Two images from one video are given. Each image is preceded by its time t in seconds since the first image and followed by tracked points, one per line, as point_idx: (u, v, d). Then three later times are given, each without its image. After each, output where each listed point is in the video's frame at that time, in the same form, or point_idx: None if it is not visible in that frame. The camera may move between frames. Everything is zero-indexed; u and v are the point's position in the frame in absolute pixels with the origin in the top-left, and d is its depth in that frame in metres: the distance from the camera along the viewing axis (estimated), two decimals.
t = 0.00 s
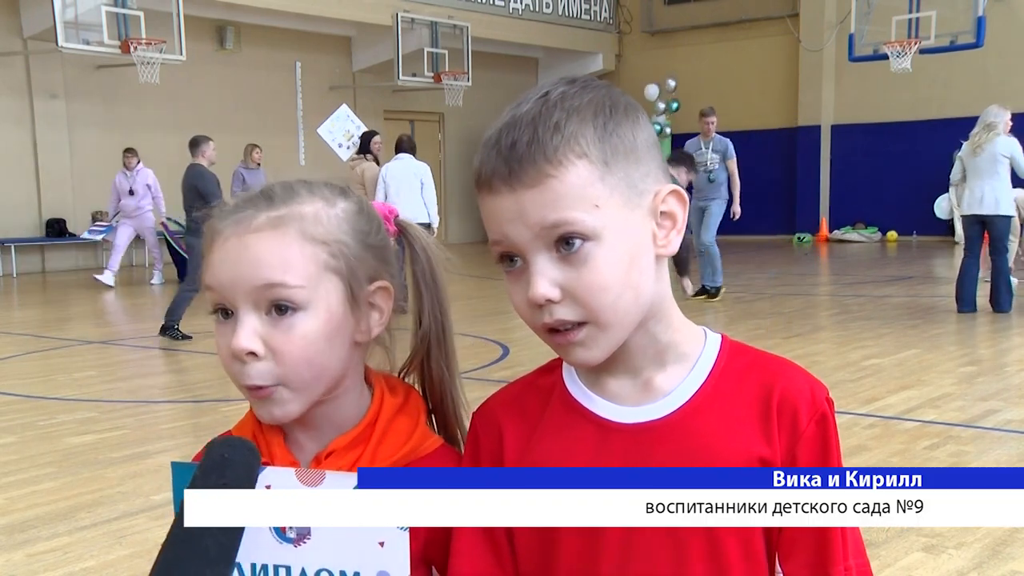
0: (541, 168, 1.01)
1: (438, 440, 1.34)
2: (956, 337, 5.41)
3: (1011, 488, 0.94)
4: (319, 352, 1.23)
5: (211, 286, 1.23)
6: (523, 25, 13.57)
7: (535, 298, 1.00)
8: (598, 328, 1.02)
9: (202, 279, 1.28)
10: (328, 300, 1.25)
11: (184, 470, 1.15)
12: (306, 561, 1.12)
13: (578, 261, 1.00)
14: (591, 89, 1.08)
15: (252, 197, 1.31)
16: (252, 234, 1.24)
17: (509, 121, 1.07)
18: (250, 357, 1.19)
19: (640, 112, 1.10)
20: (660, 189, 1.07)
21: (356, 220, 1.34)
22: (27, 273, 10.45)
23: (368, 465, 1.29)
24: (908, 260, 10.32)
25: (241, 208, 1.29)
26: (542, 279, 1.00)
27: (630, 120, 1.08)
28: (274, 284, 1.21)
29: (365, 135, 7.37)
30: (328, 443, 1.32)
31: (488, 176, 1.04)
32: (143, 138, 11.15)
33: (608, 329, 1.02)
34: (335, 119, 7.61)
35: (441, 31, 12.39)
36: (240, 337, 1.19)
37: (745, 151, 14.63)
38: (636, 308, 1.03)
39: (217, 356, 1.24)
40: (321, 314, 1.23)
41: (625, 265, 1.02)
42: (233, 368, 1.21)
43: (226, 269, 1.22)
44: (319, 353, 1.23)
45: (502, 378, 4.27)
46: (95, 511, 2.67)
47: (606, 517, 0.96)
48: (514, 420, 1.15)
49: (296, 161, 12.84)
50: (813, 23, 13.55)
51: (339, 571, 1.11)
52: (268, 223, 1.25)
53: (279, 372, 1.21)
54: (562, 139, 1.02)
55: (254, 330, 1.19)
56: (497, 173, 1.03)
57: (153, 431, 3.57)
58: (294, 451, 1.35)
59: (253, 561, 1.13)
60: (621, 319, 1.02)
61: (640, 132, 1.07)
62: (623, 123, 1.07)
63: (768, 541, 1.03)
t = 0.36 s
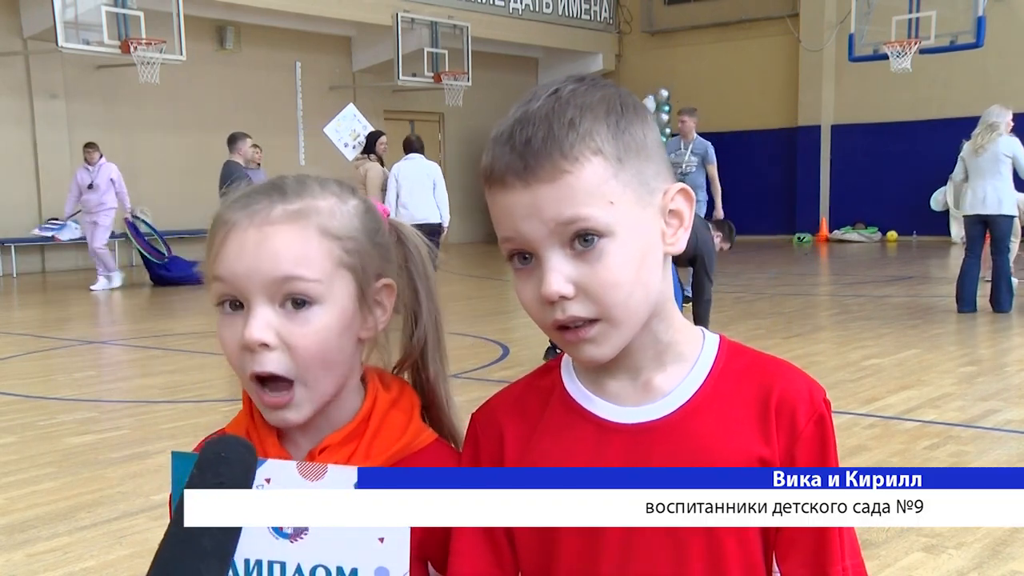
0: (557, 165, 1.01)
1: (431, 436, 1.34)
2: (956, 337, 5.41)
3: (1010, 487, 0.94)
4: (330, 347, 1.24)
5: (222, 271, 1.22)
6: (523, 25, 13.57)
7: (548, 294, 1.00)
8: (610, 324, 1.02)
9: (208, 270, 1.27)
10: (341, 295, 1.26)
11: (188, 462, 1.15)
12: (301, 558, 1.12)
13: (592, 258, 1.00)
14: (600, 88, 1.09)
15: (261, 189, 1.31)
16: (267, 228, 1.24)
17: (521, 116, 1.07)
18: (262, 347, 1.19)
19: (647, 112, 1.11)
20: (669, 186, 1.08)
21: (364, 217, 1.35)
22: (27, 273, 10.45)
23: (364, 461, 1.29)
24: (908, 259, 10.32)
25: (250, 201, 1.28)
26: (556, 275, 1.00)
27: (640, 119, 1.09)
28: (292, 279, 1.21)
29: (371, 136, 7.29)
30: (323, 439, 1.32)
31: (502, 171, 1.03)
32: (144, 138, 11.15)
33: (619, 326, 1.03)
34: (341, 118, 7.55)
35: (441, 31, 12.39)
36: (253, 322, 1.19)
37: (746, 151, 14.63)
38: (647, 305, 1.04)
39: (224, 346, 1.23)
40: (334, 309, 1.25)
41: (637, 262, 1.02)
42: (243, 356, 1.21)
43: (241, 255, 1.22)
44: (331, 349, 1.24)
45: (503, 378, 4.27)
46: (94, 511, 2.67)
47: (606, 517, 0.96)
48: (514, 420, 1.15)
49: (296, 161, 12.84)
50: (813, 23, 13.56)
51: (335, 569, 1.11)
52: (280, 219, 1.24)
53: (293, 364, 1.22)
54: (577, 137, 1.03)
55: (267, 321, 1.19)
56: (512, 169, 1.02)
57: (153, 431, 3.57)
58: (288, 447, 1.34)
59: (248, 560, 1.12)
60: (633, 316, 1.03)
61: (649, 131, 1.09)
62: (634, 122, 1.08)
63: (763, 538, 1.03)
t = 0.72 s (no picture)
0: (565, 162, 1.01)
1: (430, 432, 1.34)
2: (956, 337, 5.41)
3: (1010, 487, 0.93)
4: (335, 345, 1.24)
5: (224, 273, 1.22)
6: (523, 25, 13.56)
7: (556, 291, 1.00)
8: (617, 321, 1.02)
9: (208, 271, 1.26)
10: (344, 296, 1.26)
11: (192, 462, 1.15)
12: (300, 558, 1.12)
13: (600, 255, 1.00)
14: (602, 87, 1.10)
15: (259, 191, 1.31)
16: (268, 232, 1.23)
17: (525, 116, 1.07)
18: (265, 349, 1.18)
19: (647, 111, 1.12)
20: (671, 184, 1.09)
21: (364, 218, 1.36)
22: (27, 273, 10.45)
23: (363, 458, 1.29)
24: (908, 259, 10.32)
25: (249, 203, 1.28)
26: (565, 272, 1.00)
27: (642, 118, 1.09)
28: (296, 281, 1.21)
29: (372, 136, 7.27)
30: (323, 437, 1.32)
31: (510, 169, 1.03)
32: (144, 138, 11.16)
33: (626, 322, 1.03)
34: (344, 117, 7.61)
35: (441, 31, 12.39)
36: (255, 323, 1.19)
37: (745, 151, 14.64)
38: (653, 301, 1.04)
39: (224, 346, 1.22)
40: (338, 308, 1.25)
41: (643, 258, 1.03)
42: (245, 356, 1.20)
43: (249, 248, 1.22)
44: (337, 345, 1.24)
45: (503, 378, 4.27)
46: (94, 511, 2.67)
47: (607, 517, 0.96)
48: (514, 419, 1.15)
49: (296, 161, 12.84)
50: (813, 23, 13.56)
51: (334, 569, 1.12)
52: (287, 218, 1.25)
53: (303, 359, 1.21)
54: (584, 135, 1.03)
55: (268, 322, 1.19)
56: (520, 166, 1.02)
57: (153, 431, 3.57)
58: (287, 445, 1.34)
59: (254, 561, 1.11)
60: (639, 312, 1.03)
61: (651, 130, 1.09)
62: (637, 120, 1.08)
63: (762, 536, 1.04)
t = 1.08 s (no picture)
0: (557, 160, 1.01)
1: (434, 433, 1.34)
2: (957, 337, 5.41)
3: (1010, 487, 0.93)
4: (340, 340, 1.24)
5: (234, 261, 1.22)
6: (523, 25, 13.57)
7: (552, 289, 1.00)
8: (613, 318, 1.02)
9: (217, 263, 1.26)
10: (352, 288, 1.26)
11: (193, 463, 1.15)
12: (305, 558, 1.12)
13: (594, 252, 1.00)
14: (592, 87, 1.10)
15: (271, 182, 1.31)
16: (281, 220, 1.24)
17: (519, 115, 1.07)
18: (275, 333, 1.19)
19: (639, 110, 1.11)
20: (664, 181, 1.09)
21: (373, 212, 1.36)
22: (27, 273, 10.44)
23: (368, 459, 1.28)
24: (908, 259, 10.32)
25: (261, 192, 1.28)
26: (560, 270, 1.00)
27: (633, 116, 1.09)
28: (306, 273, 1.21)
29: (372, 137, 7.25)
30: (327, 436, 1.32)
31: (501, 170, 1.04)
32: (144, 138, 11.16)
33: (622, 319, 1.02)
34: (344, 120, 7.66)
35: (441, 31, 12.39)
36: (265, 312, 1.19)
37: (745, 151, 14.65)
38: (647, 300, 1.04)
39: (230, 339, 1.22)
40: (345, 302, 1.25)
41: (638, 254, 1.03)
42: (254, 345, 1.20)
43: (248, 252, 1.21)
44: (336, 343, 1.24)
45: (503, 378, 4.27)
46: (95, 511, 2.67)
47: (606, 516, 0.96)
48: (515, 419, 1.15)
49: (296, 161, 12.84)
50: (813, 23, 13.56)
51: (339, 570, 1.12)
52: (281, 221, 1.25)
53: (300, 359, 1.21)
54: (575, 133, 1.03)
55: (280, 310, 1.19)
56: (512, 167, 1.03)
57: (154, 431, 3.57)
58: (291, 446, 1.35)
59: (255, 560, 1.12)
60: (634, 309, 1.02)
61: (642, 127, 1.09)
62: (628, 119, 1.08)
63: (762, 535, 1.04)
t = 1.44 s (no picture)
0: (556, 161, 1.01)
1: (436, 434, 1.34)
2: (957, 337, 5.41)
3: (1010, 488, 0.93)
4: (346, 348, 1.24)
5: (238, 275, 1.22)
6: (523, 25, 13.57)
7: (553, 289, 1.00)
8: (614, 318, 1.02)
9: (219, 274, 1.26)
10: (357, 298, 1.27)
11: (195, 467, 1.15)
12: (308, 563, 1.11)
13: (595, 252, 1.00)
14: (591, 87, 1.10)
15: (272, 193, 1.31)
16: (285, 235, 1.23)
17: (518, 116, 1.07)
18: (282, 351, 1.19)
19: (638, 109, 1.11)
20: (664, 180, 1.09)
21: (374, 219, 1.36)
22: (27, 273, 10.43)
23: (371, 462, 1.29)
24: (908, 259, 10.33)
25: (263, 205, 1.28)
26: (562, 271, 1.00)
27: (632, 115, 1.09)
28: (308, 278, 1.21)
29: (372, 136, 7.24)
30: (329, 440, 1.32)
31: (501, 172, 1.04)
32: (144, 138, 11.16)
33: (623, 319, 1.03)
34: (347, 121, 7.72)
35: (441, 31, 12.40)
36: (273, 326, 1.19)
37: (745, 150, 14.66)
38: (647, 299, 1.04)
39: (235, 350, 1.22)
40: (351, 312, 1.25)
41: (640, 255, 1.03)
42: (260, 359, 1.20)
43: (249, 257, 1.21)
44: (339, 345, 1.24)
45: (504, 378, 4.27)
46: (94, 511, 2.67)
47: (606, 517, 0.96)
48: (517, 419, 1.14)
49: (297, 161, 12.84)
50: (813, 23, 13.56)
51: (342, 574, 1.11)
52: (283, 224, 1.25)
53: (304, 360, 1.21)
54: (574, 133, 1.03)
55: (287, 325, 1.19)
56: (512, 169, 1.03)
57: (154, 431, 3.58)
58: (294, 451, 1.34)
59: (253, 564, 1.12)
60: (634, 309, 1.02)
61: (642, 126, 1.09)
62: (628, 118, 1.08)
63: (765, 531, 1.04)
